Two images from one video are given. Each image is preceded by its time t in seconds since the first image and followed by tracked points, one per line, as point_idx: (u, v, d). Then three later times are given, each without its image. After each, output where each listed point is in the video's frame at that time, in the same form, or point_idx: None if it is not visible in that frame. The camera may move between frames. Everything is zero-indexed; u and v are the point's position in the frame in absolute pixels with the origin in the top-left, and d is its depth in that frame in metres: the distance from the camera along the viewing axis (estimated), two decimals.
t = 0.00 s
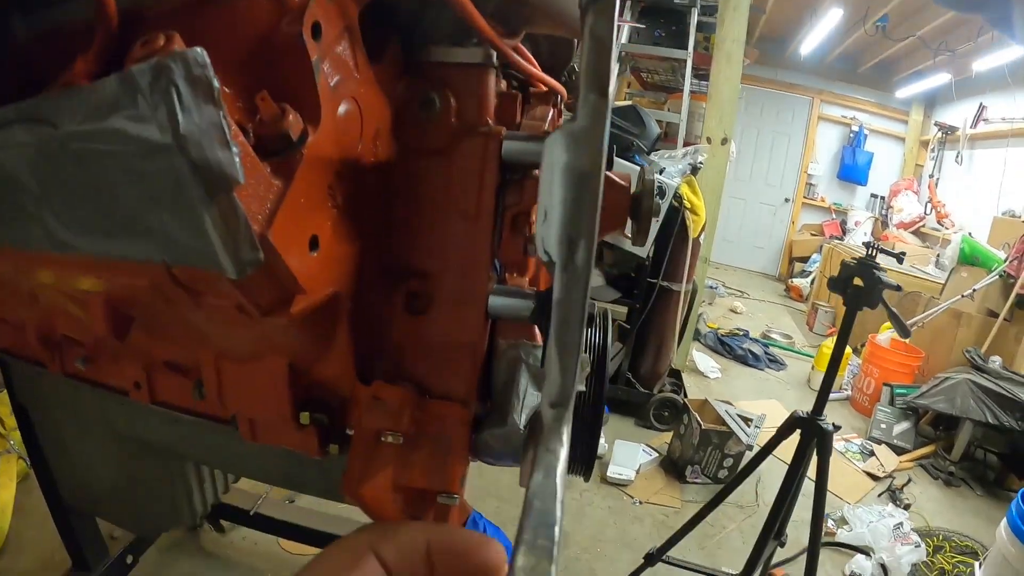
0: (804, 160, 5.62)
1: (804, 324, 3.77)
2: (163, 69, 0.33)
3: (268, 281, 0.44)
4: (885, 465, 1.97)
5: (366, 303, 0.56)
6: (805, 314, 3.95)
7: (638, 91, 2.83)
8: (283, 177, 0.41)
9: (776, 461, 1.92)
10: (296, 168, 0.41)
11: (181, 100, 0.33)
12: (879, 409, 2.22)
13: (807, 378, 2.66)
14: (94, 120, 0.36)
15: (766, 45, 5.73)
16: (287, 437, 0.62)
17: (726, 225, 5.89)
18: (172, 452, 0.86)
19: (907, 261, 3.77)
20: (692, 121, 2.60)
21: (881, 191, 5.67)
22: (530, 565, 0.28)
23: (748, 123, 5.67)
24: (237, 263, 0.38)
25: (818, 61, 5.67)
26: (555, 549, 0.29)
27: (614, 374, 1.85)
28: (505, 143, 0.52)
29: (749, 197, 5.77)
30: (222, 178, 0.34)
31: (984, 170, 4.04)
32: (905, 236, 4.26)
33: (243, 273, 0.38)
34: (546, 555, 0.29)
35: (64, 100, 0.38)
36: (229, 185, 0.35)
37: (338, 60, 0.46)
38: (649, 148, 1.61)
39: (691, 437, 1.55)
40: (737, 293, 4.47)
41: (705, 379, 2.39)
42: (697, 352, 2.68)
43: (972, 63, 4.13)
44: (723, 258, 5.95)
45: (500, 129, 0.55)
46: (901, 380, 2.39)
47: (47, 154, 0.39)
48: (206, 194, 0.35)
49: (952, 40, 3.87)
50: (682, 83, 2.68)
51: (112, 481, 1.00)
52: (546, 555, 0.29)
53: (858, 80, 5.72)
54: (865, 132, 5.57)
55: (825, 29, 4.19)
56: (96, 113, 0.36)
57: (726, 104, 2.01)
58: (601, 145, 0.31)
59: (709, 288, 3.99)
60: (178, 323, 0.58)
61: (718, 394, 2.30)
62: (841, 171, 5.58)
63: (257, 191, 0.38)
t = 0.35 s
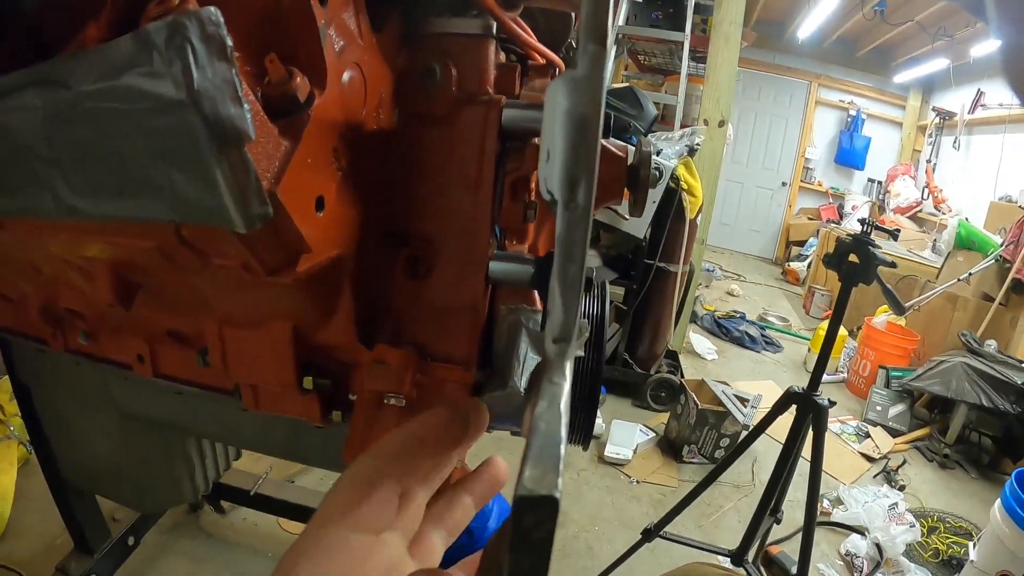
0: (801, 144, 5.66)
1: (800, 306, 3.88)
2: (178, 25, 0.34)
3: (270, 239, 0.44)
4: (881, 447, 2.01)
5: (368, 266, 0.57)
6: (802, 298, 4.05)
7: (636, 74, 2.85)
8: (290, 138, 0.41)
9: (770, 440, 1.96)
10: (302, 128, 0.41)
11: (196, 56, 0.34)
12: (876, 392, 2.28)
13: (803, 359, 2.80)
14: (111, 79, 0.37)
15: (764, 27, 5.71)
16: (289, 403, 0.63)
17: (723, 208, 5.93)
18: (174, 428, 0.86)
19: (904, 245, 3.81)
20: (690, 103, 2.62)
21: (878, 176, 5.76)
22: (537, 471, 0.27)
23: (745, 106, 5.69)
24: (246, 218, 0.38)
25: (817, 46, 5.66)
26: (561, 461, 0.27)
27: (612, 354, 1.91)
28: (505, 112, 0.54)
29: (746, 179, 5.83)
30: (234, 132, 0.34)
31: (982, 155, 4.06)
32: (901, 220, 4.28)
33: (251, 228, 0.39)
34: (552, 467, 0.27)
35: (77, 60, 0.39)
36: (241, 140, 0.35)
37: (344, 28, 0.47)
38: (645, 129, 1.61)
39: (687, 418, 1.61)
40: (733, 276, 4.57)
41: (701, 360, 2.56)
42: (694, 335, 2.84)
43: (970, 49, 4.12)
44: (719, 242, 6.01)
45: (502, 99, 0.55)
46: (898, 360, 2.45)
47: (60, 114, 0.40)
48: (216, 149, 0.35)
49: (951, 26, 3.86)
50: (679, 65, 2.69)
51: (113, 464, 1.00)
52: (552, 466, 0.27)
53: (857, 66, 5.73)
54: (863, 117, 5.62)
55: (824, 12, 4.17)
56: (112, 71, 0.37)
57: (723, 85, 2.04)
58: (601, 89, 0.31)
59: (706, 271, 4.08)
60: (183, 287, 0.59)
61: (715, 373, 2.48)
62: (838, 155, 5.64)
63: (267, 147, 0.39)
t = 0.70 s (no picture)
0: (800, 129, 5.69)
1: (797, 289, 3.93)
2: None
3: (287, 206, 0.45)
4: (878, 430, 2.08)
5: (378, 239, 0.58)
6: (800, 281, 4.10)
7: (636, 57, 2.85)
8: (307, 107, 0.41)
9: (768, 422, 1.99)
10: (318, 97, 0.41)
11: (218, 20, 0.34)
12: (874, 375, 2.34)
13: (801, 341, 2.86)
14: (129, 45, 0.37)
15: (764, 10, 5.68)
16: (298, 376, 0.63)
17: (722, 191, 5.98)
18: (179, 407, 0.86)
19: (902, 230, 3.85)
20: (689, 86, 2.63)
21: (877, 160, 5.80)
22: (573, 417, 0.30)
23: (745, 89, 5.70)
24: (266, 183, 0.39)
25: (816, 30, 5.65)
26: (593, 405, 0.31)
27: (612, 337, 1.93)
28: (514, 87, 0.52)
29: (745, 163, 5.86)
30: (254, 97, 0.35)
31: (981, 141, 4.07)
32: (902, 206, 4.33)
33: (270, 193, 0.39)
34: (586, 411, 0.30)
35: (91, 28, 0.39)
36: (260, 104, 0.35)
37: None
38: (645, 110, 1.61)
39: (687, 399, 1.65)
40: (731, 259, 4.61)
41: (700, 342, 2.63)
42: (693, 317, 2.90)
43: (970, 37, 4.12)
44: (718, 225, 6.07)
45: (511, 73, 0.55)
46: (895, 344, 2.51)
47: (74, 83, 0.39)
48: (237, 112, 0.36)
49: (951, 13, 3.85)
50: (679, 47, 2.69)
51: (115, 447, 1.00)
52: (587, 412, 0.30)
53: (857, 50, 5.72)
54: (862, 101, 5.64)
55: None
56: (130, 35, 0.37)
57: (723, 67, 2.06)
58: (624, 53, 0.32)
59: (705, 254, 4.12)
60: (195, 258, 0.60)
61: (714, 355, 2.54)
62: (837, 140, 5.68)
63: (286, 113, 0.39)
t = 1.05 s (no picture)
0: (800, 113, 5.70)
1: (797, 272, 3.96)
2: None
3: (300, 174, 0.45)
4: (877, 412, 2.13)
5: (388, 213, 0.57)
6: (800, 263, 4.13)
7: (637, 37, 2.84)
8: (320, 73, 0.41)
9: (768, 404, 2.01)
10: (332, 63, 0.41)
11: None
12: (874, 358, 2.37)
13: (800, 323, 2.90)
14: (138, 8, 0.36)
15: None
16: (305, 351, 0.63)
17: (722, 174, 6.00)
18: (183, 387, 0.86)
19: (901, 214, 3.87)
20: (690, 67, 2.63)
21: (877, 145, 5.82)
22: (615, 369, 0.29)
23: (746, 73, 5.70)
24: (280, 149, 0.38)
25: (817, 15, 5.63)
26: (632, 360, 0.30)
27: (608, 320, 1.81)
28: (525, 58, 0.52)
29: (744, 147, 5.86)
30: (271, 60, 0.34)
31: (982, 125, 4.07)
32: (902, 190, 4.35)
33: (284, 159, 0.39)
34: (627, 366, 0.29)
35: None
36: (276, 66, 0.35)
37: None
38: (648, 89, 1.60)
39: (688, 381, 1.79)
40: (731, 241, 4.63)
41: (700, 324, 2.66)
42: (694, 299, 2.93)
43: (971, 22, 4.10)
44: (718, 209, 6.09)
45: (522, 44, 0.55)
46: (894, 328, 2.54)
47: (80, 50, 0.38)
48: (253, 76, 0.35)
49: None
50: (680, 28, 2.68)
51: (118, 432, 1.00)
52: (625, 365, 0.29)
53: (858, 34, 5.71)
54: (862, 86, 5.66)
55: None
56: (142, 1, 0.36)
57: (725, 48, 2.08)
58: (652, 7, 0.32)
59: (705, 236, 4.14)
60: (201, 234, 0.59)
61: (714, 336, 2.58)
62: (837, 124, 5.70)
63: (300, 78, 0.38)
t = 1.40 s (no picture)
0: (801, 99, 5.69)
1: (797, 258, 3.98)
2: None
3: (309, 152, 0.45)
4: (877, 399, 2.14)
5: (396, 194, 0.57)
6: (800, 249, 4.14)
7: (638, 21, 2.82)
8: (331, 51, 0.41)
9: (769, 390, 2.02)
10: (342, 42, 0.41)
11: None
12: (874, 344, 2.39)
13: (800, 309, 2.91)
14: None
15: None
16: (313, 333, 0.64)
17: (722, 160, 6.00)
18: (188, 373, 0.86)
19: (901, 201, 3.88)
20: (691, 52, 2.61)
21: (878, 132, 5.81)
22: (644, 340, 0.25)
23: (747, 58, 5.67)
24: (292, 126, 0.36)
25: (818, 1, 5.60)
26: (660, 329, 0.26)
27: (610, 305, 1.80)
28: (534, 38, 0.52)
29: (745, 132, 5.85)
30: (284, 36, 0.32)
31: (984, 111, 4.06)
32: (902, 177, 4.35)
33: (297, 138, 0.36)
34: (655, 335, 0.25)
35: None
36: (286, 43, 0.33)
37: None
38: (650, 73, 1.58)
39: (688, 364, 1.81)
40: (731, 227, 4.64)
41: (701, 309, 2.67)
42: (695, 285, 2.94)
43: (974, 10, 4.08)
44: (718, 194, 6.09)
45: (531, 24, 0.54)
46: (894, 315, 2.56)
47: (88, 27, 0.35)
48: (263, 50, 0.33)
49: None
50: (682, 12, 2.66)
51: (121, 418, 1.00)
52: (654, 336, 0.25)
53: (859, 21, 5.68)
54: (864, 72, 5.65)
55: None
56: None
57: (727, 32, 2.07)
58: None
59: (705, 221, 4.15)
60: (204, 218, 0.59)
61: (714, 321, 2.59)
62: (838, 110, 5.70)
63: (312, 55, 0.38)
